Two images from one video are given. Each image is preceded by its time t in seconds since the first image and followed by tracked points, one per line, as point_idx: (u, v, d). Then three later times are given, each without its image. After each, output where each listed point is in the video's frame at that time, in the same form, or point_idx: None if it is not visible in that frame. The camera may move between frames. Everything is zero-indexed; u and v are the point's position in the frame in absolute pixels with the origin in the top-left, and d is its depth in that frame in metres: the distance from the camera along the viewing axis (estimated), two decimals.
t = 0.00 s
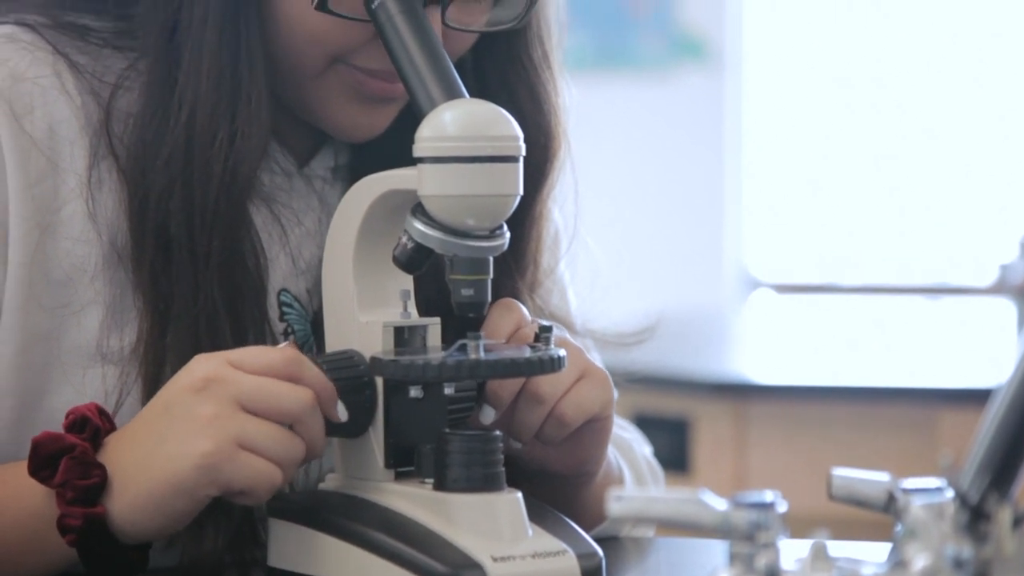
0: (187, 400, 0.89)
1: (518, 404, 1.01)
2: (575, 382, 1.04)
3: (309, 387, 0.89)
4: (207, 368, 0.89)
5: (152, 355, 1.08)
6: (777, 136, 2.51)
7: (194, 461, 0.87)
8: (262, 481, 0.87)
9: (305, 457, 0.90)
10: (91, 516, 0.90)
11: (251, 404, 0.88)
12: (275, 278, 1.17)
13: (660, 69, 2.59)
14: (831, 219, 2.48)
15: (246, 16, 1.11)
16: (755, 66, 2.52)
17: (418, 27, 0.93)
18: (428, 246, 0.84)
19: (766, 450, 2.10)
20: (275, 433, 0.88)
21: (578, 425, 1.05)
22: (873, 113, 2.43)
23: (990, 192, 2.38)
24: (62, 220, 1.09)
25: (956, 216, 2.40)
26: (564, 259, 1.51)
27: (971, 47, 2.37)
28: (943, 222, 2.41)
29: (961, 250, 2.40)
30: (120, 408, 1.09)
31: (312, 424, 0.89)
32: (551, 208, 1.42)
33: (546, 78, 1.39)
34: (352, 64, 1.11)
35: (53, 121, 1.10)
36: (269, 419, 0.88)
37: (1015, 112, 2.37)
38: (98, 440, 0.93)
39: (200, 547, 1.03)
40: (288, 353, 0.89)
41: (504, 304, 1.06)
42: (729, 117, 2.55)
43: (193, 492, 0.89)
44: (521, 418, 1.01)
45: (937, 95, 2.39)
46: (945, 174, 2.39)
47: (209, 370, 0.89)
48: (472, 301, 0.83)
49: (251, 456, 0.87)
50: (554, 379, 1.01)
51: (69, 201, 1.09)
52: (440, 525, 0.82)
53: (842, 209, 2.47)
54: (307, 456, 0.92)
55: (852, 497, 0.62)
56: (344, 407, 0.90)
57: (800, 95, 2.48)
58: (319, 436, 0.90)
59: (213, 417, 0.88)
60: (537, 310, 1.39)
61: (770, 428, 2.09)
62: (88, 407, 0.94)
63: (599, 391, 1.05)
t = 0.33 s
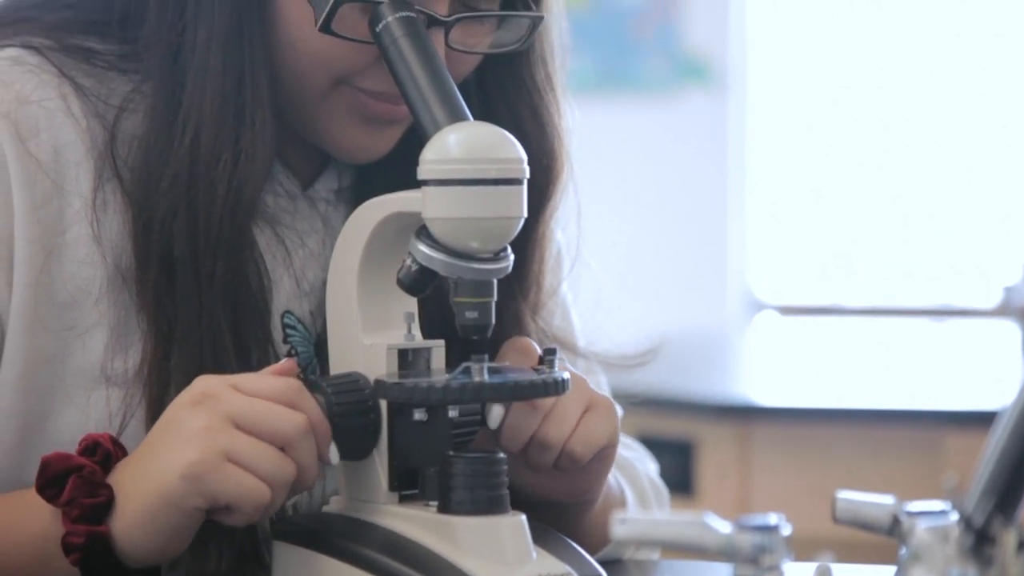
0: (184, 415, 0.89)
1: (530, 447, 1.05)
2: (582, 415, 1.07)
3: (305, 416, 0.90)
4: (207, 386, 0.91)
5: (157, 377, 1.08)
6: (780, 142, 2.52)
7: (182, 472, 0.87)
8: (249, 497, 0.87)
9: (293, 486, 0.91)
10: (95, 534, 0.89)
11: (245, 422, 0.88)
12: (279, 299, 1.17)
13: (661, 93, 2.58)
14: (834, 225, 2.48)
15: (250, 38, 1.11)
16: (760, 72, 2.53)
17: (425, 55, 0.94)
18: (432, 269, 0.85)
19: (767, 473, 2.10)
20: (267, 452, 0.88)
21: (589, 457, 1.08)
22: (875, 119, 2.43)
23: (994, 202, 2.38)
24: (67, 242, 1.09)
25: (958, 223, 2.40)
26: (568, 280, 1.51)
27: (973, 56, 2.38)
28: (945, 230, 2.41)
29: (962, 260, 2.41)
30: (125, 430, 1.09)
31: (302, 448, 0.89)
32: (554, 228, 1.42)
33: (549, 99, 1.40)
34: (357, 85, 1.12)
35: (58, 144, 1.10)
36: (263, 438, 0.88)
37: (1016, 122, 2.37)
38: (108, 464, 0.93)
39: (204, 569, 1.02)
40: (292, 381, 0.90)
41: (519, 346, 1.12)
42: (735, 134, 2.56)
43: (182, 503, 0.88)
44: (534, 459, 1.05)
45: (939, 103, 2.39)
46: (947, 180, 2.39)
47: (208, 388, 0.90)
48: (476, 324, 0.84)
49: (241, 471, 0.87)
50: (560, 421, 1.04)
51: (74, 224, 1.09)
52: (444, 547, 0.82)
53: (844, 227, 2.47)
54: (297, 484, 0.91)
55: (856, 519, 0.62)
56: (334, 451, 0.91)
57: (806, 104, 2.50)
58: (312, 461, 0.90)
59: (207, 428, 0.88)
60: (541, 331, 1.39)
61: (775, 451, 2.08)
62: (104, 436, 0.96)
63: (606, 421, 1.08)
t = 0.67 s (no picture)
0: (188, 437, 0.89)
1: (533, 476, 1.05)
2: (585, 441, 1.07)
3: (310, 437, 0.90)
4: (212, 410, 0.91)
5: (161, 400, 1.08)
6: (785, 146, 2.53)
7: (188, 495, 0.87)
8: (255, 518, 0.87)
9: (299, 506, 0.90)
10: (100, 558, 0.89)
11: (250, 443, 0.88)
12: (284, 322, 1.17)
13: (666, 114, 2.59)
14: (836, 228, 2.49)
15: (255, 63, 1.12)
16: (764, 74, 2.54)
17: (430, 80, 0.94)
18: (437, 292, 0.85)
19: (772, 499, 2.08)
20: (272, 473, 0.88)
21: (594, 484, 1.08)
22: (878, 123, 2.45)
23: (997, 207, 2.39)
24: (72, 266, 1.08)
25: (963, 229, 2.41)
26: (572, 302, 1.51)
27: (977, 59, 2.39)
28: (950, 236, 2.41)
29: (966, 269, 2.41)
30: (129, 454, 1.09)
31: (308, 470, 0.89)
32: (558, 249, 1.42)
33: (553, 122, 1.40)
34: (360, 108, 1.13)
35: (64, 167, 1.09)
36: (268, 460, 0.88)
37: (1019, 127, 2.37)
38: (113, 489, 0.93)
39: None
40: (296, 406, 0.91)
41: (519, 376, 1.12)
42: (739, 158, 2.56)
43: (187, 526, 0.87)
44: (538, 487, 1.05)
45: (943, 106, 2.40)
46: (950, 186, 2.40)
47: (213, 411, 0.90)
48: (481, 346, 0.84)
49: (246, 492, 0.87)
50: (561, 448, 1.05)
51: (79, 248, 1.09)
52: (449, 571, 0.81)
53: (846, 237, 2.48)
54: (302, 506, 0.91)
55: (860, 545, 0.61)
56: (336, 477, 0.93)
57: (810, 111, 2.51)
58: (316, 483, 0.90)
59: (209, 451, 0.88)
60: (545, 354, 1.39)
61: (781, 473, 2.07)
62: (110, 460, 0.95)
63: (608, 448, 1.08)
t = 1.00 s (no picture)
0: (198, 461, 0.89)
1: (534, 501, 1.05)
2: (585, 466, 1.08)
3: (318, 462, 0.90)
4: (221, 434, 0.91)
5: (166, 425, 1.08)
6: (788, 150, 2.53)
7: (197, 518, 0.86)
8: (265, 542, 0.87)
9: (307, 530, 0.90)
10: None
11: (259, 467, 0.88)
12: (291, 345, 1.17)
13: (673, 137, 2.60)
14: (837, 229, 2.49)
15: (264, 87, 1.12)
16: (767, 77, 2.54)
17: (437, 103, 0.94)
18: (443, 315, 0.85)
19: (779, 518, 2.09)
20: (281, 497, 0.88)
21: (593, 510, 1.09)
22: (881, 128, 2.45)
23: (1001, 211, 2.38)
24: (80, 290, 1.08)
25: (965, 232, 2.41)
26: (579, 323, 1.51)
27: (981, 61, 2.38)
28: (953, 239, 2.41)
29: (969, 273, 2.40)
30: (136, 477, 1.09)
31: (316, 495, 0.89)
32: (565, 271, 1.42)
33: (559, 147, 1.41)
34: (368, 132, 1.13)
35: (72, 191, 1.10)
36: (277, 484, 0.88)
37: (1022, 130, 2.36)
38: (121, 512, 0.93)
39: None
40: (303, 432, 0.91)
41: (516, 400, 1.12)
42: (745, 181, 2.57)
43: (196, 550, 0.87)
44: (539, 512, 1.05)
45: (945, 109, 2.40)
46: (954, 187, 2.40)
47: (223, 435, 0.91)
48: (487, 369, 0.83)
49: (257, 516, 0.87)
50: (564, 473, 1.05)
51: (87, 271, 1.09)
52: None
53: (846, 241, 2.48)
54: (310, 531, 0.91)
55: (868, 566, 0.65)
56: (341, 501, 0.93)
57: (814, 114, 2.51)
58: (325, 509, 0.91)
59: (219, 475, 0.88)
60: (551, 377, 1.39)
61: (788, 496, 2.06)
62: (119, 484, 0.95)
63: (608, 474, 1.09)
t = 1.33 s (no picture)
0: (206, 479, 0.89)
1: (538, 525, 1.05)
2: (594, 495, 1.08)
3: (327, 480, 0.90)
4: (230, 452, 0.91)
5: (176, 444, 1.08)
6: (797, 160, 2.53)
7: (205, 537, 0.86)
8: (274, 561, 0.86)
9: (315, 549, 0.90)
10: None
11: (268, 486, 0.88)
12: (299, 363, 1.18)
13: (678, 156, 2.60)
14: (845, 239, 2.49)
15: (272, 105, 1.13)
16: (773, 97, 2.54)
17: (445, 122, 0.95)
18: (451, 333, 0.85)
19: (790, 537, 2.08)
20: (289, 516, 0.88)
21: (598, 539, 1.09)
22: (890, 137, 2.45)
23: (1008, 222, 2.38)
24: (88, 309, 1.08)
25: (973, 241, 2.41)
26: (587, 341, 1.51)
27: (988, 67, 2.38)
28: (960, 248, 2.41)
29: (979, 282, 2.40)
30: (144, 496, 1.09)
31: (324, 514, 0.90)
32: (573, 290, 1.42)
33: (567, 166, 1.41)
34: (377, 151, 1.13)
35: (80, 211, 1.10)
36: (286, 504, 0.88)
37: None
38: (129, 532, 0.93)
39: None
40: (311, 451, 0.91)
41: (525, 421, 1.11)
42: (754, 203, 2.57)
43: (204, 571, 0.86)
44: (542, 536, 1.06)
45: (953, 118, 2.40)
46: (961, 195, 2.40)
47: (231, 454, 0.90)
48: (495, 388, 0.83)
49: (266, 535, 0.87)
50: (570, 500, 1.05)
51: (95, 290, 1.09)
52: None
53: (854, 250, 2.48)
54: (317, 551, 0.91)
55: None
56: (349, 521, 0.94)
57: (822, 127, 2.51)
58: (333, 528, 0.91)
59: (228, 493, 0.88)
60: (559, 396, 1.38)
61: (796, 515, 2.05)
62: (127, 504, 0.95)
63: (616, 505, 1.09)
